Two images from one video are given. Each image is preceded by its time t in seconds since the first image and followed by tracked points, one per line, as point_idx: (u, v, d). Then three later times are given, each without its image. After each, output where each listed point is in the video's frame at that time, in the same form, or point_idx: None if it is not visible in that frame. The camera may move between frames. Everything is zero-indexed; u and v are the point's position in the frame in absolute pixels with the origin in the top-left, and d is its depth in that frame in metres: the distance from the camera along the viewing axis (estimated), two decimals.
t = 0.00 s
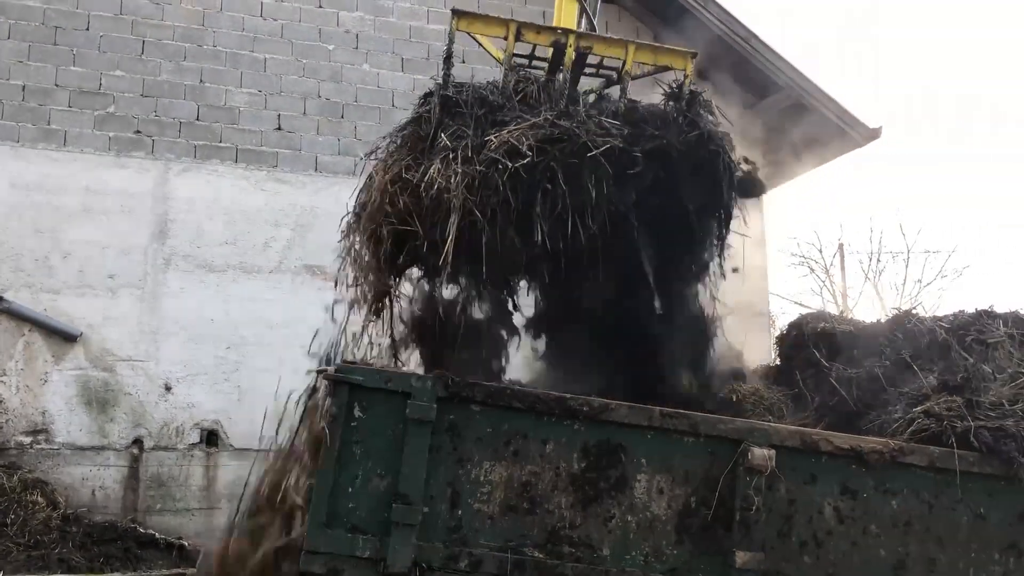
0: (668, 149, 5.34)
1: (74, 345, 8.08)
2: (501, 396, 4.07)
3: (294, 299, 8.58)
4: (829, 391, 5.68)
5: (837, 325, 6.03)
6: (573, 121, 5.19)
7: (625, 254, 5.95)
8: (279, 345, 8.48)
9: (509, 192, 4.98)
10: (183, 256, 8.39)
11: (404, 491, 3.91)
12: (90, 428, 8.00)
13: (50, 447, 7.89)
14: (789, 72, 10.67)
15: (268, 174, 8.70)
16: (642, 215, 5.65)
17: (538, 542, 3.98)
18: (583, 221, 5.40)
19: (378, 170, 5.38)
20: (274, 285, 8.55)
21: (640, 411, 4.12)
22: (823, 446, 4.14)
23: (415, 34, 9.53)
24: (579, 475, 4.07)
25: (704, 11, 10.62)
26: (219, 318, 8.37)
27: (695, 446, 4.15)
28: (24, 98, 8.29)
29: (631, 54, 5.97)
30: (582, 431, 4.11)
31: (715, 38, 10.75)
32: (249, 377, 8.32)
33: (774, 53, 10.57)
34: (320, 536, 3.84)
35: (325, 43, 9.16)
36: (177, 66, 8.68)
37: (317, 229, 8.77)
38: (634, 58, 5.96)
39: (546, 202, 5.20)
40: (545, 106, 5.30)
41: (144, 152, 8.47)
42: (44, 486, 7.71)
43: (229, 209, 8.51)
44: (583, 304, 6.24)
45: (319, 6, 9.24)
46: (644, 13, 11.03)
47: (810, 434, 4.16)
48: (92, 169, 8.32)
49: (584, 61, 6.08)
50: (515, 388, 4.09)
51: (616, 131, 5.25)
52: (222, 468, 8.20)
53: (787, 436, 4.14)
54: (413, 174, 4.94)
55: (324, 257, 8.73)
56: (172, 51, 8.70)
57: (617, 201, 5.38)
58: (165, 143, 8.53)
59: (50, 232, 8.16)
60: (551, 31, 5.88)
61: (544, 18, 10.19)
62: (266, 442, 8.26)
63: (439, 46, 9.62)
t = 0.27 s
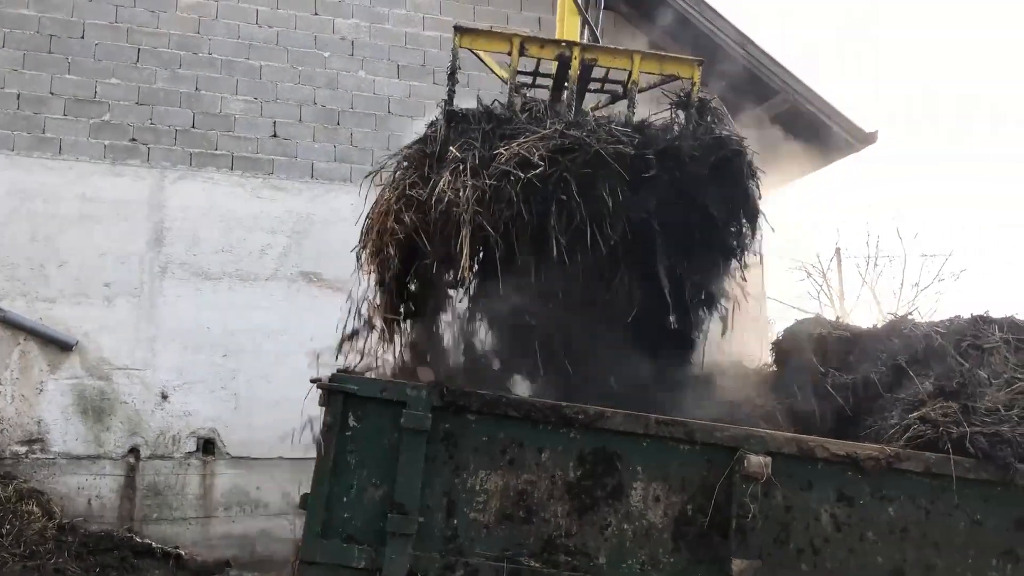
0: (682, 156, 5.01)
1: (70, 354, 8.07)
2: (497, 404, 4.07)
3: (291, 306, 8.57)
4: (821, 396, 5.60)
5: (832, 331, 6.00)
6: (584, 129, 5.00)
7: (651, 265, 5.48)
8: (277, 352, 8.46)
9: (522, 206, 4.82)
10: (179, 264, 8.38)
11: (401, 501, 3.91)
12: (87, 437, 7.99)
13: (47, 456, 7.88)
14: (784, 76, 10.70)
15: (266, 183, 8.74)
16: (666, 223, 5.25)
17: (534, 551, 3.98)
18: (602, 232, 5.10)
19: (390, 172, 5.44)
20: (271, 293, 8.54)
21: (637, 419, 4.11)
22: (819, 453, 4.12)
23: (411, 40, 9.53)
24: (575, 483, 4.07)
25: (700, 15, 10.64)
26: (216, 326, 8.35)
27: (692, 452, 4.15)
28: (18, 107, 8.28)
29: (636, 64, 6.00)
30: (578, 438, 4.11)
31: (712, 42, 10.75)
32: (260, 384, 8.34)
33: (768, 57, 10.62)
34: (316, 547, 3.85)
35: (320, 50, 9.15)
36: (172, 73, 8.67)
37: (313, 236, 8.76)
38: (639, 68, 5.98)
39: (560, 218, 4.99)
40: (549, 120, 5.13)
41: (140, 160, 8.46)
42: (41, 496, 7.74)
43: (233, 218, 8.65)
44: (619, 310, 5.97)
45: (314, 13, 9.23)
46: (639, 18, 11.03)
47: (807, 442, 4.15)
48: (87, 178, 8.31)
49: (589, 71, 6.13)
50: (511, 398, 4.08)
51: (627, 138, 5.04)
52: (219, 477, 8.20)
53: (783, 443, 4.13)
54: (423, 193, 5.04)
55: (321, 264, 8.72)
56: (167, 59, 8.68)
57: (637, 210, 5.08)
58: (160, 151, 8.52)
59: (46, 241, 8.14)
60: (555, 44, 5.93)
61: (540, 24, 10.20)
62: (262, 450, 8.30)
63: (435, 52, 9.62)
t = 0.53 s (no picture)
0: (681, 142, 5.11)
1: (58, 362, 8.04)
2: (486, 414, 4.05)
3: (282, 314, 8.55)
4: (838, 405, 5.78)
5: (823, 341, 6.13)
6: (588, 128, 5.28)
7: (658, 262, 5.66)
8: (267, 360, 8.44)
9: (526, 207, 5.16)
10: (168, 271, 8.36)
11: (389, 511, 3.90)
12: (75, 446, 7.96)
13: (34, 465, 7.84)
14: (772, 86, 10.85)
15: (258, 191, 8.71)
16: (679, 214, 5.34)
17: (523, 561, 3.97)
18: (616, 227, 5.24)
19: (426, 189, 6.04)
20: (260, 301, 8.52)
21: (625, 427, 4.11)
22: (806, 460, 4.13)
23: (400, 48, 9.56)
24: (563, 492, 4.07)
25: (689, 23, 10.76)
26: (206, 333, 8.34)
27: (680, 461, 4.15)
28: (7, 115, 8.25)
29: (633, 59, 6.00)
30: (567, 447, 4.11)
31: (702, 51, 10.83)
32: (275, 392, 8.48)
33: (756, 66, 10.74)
34: (303, 557, 3.84)
35: (310, 58, 9.17)
36: (162, 81, 8.67)
37: (304, 243, 8.76)
38: (635, 62, 5.99)
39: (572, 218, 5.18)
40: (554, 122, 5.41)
41: (129, 168, 8.44)
42: (28, 505, 7.68)
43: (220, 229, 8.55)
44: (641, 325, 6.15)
45: (304, 21, 9.25)
46: (628, 27, 11.12)
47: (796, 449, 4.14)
48: (76, 185, 8.29)
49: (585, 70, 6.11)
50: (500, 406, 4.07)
51: (626, 134, 5.17)
52: (208, 485, 8.15)
53: (770, 451, 4.14)
54: (435, 197, 5.55)
55: (312, 271, 8.71)
56: (157, 67, 8.69)
57: (648, 200, 5.16)
58: (150, 158, 8.51)
59: (34, 249, 8.12)
60: (549, 44, 5.94)
61: (530, 32, 10.26)
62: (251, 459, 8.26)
63: (425, 60, 9.65)
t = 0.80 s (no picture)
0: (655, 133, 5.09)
1: (36, 369, 7.97)
2: (466, 421, 4.04)
3: (263, 322, 8.52)
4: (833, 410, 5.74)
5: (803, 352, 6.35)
6: (572, 119, 5.29)
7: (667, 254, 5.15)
8: (248, 368, 8.41)
9: (507, 209, 4.92)
10: (149, 277, 8.32)
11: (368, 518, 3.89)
12: (53, 453, 7.90)
13: (11, 473, 7.78)
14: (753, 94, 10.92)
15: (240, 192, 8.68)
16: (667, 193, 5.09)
17: (503, 567, 3.98)
18: (604, 210, 4.96)
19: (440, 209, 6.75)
20: (241, 307, 8.48)
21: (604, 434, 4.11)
22: (785, 466, 4.15)
23: (384, 54, 9.52)
24: (543, 499, 4.07)
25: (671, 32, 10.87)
26: (186, 340, 8.30)
27: (660, 467, 4.16)
28: None
29: (612, 59, 6.12)
30: (547, 453, 4.10)
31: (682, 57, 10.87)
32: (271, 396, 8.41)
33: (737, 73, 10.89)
34: (282, 565, 3.83)
35: (293, 63, 9.12)
36: (143, 86, 8.59)
37: (286, 250, 8.73)
38: (615, 63, 6.10)
39: (558, 206, 4.92)
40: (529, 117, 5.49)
41: (109, 173, 8.38)
42: (5, 513, 7.59)
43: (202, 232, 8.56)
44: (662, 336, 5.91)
45: (287, 26, 9.19)
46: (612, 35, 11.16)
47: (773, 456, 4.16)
48: (55, 190, 8.23)
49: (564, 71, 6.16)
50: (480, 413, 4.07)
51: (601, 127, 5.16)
52: (188, 492, 8.13)
53: (749, 457, 4.15)
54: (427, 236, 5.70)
55: (293, 278, 8.69)
56: (138, 71, 8.61)
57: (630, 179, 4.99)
58: (130, 164, 8.45)
59: (13, 254, 8.06)
60: (528, 45, 5.96)
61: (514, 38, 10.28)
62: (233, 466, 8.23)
63: (409, 67, 9.63)
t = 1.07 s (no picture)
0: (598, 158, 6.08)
1: None
2: (456, 420, 4.01)
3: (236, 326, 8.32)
4: (836, 418, 5.80)
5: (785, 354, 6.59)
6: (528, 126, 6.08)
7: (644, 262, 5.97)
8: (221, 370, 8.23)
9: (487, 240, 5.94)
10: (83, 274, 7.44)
11: (358, 515, 3.89)
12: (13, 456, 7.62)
13: None
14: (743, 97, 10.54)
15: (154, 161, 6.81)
16: (622, 209, 6.02)
17: (492, 569, 3.99)
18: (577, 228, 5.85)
19: (457, 220, 7.04)
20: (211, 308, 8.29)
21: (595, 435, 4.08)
22: (775, 467, 4.13)
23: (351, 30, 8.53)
24: (533, 500, 4.04)
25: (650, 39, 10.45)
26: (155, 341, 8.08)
27: (652, 468, 4.13)
28: None
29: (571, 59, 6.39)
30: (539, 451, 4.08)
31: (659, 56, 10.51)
32: (213, 425, 6.67)
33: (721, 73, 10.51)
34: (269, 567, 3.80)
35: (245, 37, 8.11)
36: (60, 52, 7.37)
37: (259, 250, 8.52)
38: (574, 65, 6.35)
39: (531, 227, 5.81)
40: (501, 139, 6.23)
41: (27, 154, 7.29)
42: None
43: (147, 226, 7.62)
44: (673, 333, 5.89)
45: None
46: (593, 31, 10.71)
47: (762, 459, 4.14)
48: None
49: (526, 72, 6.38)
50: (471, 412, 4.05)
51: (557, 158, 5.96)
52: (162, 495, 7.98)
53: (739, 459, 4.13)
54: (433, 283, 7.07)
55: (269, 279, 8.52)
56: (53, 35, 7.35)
57: (604, 208, 5.96)
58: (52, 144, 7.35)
59: None
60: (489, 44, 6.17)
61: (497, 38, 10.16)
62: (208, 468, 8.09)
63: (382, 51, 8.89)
